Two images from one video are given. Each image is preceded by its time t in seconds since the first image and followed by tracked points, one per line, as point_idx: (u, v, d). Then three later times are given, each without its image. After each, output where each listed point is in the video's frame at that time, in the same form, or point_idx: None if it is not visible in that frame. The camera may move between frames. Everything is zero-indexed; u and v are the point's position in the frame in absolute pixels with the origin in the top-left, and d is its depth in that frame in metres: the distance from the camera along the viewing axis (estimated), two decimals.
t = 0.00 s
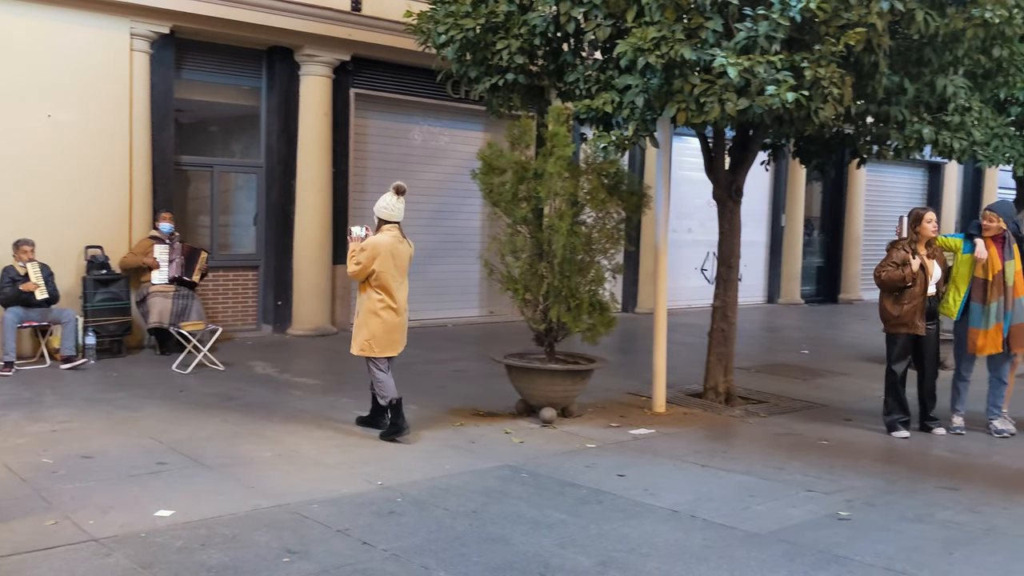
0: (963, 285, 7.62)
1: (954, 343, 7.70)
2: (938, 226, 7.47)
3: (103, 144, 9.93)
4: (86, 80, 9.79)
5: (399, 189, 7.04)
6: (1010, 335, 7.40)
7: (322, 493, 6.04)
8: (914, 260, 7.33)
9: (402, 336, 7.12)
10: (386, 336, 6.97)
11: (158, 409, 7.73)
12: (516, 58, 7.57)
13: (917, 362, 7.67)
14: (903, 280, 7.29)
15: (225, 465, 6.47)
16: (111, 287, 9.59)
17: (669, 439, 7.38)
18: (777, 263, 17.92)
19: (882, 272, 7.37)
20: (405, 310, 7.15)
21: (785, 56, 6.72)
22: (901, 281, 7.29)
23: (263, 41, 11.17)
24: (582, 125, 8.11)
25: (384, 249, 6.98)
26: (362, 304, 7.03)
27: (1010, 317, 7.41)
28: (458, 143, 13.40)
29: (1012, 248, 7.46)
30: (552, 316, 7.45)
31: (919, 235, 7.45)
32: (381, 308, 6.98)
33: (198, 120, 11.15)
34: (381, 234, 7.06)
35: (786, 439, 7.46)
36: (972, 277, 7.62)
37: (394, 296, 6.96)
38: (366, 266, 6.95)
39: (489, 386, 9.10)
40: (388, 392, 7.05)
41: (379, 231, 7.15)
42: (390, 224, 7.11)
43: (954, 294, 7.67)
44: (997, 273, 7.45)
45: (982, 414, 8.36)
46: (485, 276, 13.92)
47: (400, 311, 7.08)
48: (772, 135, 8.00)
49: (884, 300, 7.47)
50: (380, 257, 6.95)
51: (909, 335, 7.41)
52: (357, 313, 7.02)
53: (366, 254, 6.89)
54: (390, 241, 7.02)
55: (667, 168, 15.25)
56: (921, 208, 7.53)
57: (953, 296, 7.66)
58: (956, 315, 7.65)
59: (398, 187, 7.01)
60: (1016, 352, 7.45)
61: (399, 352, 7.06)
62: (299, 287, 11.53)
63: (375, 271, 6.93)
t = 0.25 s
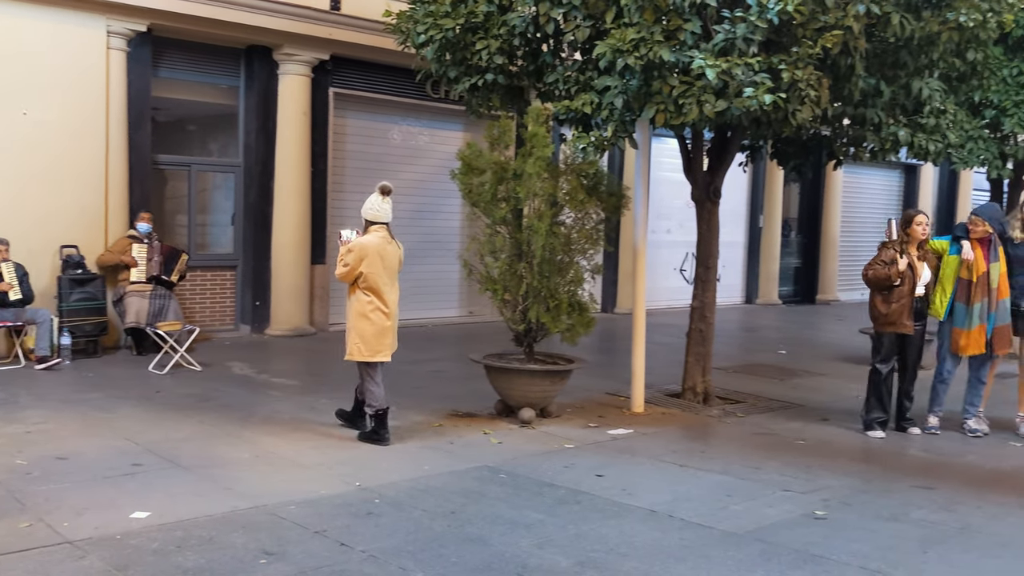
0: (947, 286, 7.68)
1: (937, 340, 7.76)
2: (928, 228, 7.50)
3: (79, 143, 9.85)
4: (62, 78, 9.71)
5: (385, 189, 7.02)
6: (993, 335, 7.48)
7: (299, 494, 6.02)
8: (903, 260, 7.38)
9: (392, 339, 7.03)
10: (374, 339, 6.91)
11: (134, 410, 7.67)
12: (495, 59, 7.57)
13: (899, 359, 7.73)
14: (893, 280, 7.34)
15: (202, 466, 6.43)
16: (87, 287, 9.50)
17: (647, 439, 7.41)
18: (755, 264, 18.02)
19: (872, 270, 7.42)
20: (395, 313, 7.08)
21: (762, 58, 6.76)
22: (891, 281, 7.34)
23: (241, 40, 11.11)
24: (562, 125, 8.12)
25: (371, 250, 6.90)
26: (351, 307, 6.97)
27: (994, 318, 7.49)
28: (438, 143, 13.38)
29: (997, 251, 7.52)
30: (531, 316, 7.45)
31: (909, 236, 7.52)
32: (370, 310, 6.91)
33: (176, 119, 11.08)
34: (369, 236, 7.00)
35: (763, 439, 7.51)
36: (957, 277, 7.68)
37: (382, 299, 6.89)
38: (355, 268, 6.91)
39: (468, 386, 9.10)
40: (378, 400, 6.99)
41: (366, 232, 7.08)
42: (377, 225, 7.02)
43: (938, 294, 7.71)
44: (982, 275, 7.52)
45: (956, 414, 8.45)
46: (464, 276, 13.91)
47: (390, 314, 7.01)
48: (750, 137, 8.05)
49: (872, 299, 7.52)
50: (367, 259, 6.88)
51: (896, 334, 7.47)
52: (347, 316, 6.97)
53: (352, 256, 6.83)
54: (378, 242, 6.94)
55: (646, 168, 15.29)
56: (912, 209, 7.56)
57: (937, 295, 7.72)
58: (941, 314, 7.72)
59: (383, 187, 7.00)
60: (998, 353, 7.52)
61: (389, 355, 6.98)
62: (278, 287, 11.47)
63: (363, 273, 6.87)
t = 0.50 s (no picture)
0: (927, 284, 7.71)
1: (918, 340, 7.75)
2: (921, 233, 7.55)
3: (57, 141, 9.77)
4: (40, 76, 9.62)
5: (365, 189, 6.96)
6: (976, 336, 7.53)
7: (279, 495, 5.99)
8: (887, 258, 7.43)
9: (380, 341, 6.96)
10: (361, 340, 6.84)
11: (113, 411, 7.62)
12: (476, 59, 7.56)
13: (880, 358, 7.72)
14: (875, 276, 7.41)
15: (182, 467, 6.39)
16: (64, 287, 9.42)
17: (628, 439, 7.44)
18: (735, 264, 18.11)
19: (856, 264, 7.47)
20: (384, 315, 7.01)
21: (742, 60, 6.80)
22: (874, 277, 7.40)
23: (221, 39, 11.05)
24: (543, 125, 8.13)
25: (358, 250, 6.86)
26: (338, 307, 6.93)
27: (976, 319, 7.53)
28: (419, 143, 13.35)
29: (977, 252, 7.63)
30: (512, 317, 7.42)
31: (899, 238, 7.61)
32: (356, 311, 6.86)
33: (155, 118, 11.02)
34: (357, 236, 6.98)
35: (742, 439, 7.55)
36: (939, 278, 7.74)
37: (369, 300, 6.84)
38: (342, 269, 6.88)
39: (448, 386, 9.10)
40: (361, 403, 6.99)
41: (355, 233, 7.05)
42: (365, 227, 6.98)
43: (920, 293, 7.73)
44: (962, 274, 7.59)
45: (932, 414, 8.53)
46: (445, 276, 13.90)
47: (378, 316, 6.94)
48: (730, 138, 8.09)
49: (856, 293, 7.58)
50: (354, 259, 6.84)
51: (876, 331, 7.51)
52: (334, 316, 6.93)
53: (338, 255, 6.81)
54: (365, 242, 6.90)
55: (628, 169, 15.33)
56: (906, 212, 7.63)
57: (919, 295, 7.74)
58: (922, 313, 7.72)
59: (364, 186, 6.94)
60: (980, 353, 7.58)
61: (375, 357, 6.91)
62: (258, 287, 11.42)
63: (350, 274, 6.83)
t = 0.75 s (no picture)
0: (898, 285, 7.79)
1: (891, 342, 7.87)
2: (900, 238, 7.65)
3: (31, 140, 9.67)
4: (13, 73, 9.53)
5: (349, 190, 6.94)
6: (947, 337, 7.64)
7: (255, 496, 5.97)
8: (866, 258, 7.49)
9: (363, 345, 6.91)
10: (342, 343, 6.80)
11: (88, 412, 7.55)
12: (455, 59, 7.55)
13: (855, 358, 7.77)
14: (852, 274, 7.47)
15: (157, 469, 6.35)
16: (38, 287, 9.35)
17: (606, 440, 7.46)
18: (713, 264, 18.21)
19: (835, 260, 7.54)
20: (370, 320, 6.96)
21: (719, 62, 6.84)
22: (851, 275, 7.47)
23: (198, 37, 10.98)
24: (522, 126, 8.13)
25: (344, 252, 6.86)
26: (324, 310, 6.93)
27: (947, 319, 7.62)
28: (398, 143, 13.32)
29: (948, 254, 7.66)
30: (490, 317, 7.44)
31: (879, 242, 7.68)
32: (339, 314, 6.83)
33: (131, 117, 10.94)
34: (345, 237, 6.99)
35: (719, 438, 7.59)
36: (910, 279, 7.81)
37: (352, 303, 6.81)
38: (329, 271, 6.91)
39: (426, 387, 9.09)
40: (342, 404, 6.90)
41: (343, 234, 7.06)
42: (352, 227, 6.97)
43: (893, 295, 7.82)
44: (932, 275, 7.65)
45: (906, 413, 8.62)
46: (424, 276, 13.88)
47: (363, 320, 6.89)
48: (708, 139, 8.13)
49: (833, 290, 7.66)
50: (340, 261, 6.84)
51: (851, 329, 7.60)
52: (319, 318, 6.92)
53: (325, 258, 6.84)
54: (352, 244, 6.90)
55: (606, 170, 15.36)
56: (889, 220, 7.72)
57: (891, 297, 7.84)
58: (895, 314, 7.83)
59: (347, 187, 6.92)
60: (950, 353, 7.68)
61: (356, 361, 6.86)
62: (235, 286, 11.36)
63: (335, 276, 6.84)
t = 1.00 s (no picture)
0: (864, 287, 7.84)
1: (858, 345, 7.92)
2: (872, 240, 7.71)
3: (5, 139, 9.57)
4: None
5: (348, 191, 6.98)
6: (913, 338, 7.68)
7: (232, 498, 5.93)
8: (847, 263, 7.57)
9: (358, 349, 6.87)
10: (336, 346, 6.77)
11: (62, 414, 7.48)
12: (433, 61, 7.54)
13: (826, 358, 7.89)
14: (834, 278, 7.53)
15: (132, 471, 6.30)
16: (12, 287, 9.22)
17: (583, 441, 7.48)
18: (692, 265, 18.29)
19: (816, 264, 7.55)
20: (364, 324, 6.93)
21: (697, 65, 6.87)
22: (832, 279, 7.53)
23: (175, 37, 10.92)
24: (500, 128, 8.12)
25: (338, 255, 6.82)
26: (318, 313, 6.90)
27: (912, 320, 7.67)
28: (376, 144, 13.28)
29: (913, 256, 7.74)
30: (469, 319, 7.41)
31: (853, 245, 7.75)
32: (333, 317, 6.80)
33: (107, 116, 10.85)
34: (338, 240, 6.96)
35: (696, 439, 7.63)
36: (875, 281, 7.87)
37: (346, 306, 6.78)
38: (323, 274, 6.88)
39: (404, 388, 9.07)
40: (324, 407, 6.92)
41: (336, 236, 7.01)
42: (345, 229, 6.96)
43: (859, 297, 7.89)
44: (896, 278, 7.73)
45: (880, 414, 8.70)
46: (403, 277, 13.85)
47: (356, 323, 6.86)
48: (686, 142, 8.16)
49: (810, 293, 7.71)
50: (334, 264, 6.80)
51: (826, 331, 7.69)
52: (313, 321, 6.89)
53: (318, 261, 6.80)
54: (345, 247, 6.86)
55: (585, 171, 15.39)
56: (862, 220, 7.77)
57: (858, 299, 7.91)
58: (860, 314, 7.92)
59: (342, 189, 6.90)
60: (917, 353, 7.73)
61: (350, 365, 6.82)
62: (212, 287, 11.29)
63: (329, 279, 6.81)
